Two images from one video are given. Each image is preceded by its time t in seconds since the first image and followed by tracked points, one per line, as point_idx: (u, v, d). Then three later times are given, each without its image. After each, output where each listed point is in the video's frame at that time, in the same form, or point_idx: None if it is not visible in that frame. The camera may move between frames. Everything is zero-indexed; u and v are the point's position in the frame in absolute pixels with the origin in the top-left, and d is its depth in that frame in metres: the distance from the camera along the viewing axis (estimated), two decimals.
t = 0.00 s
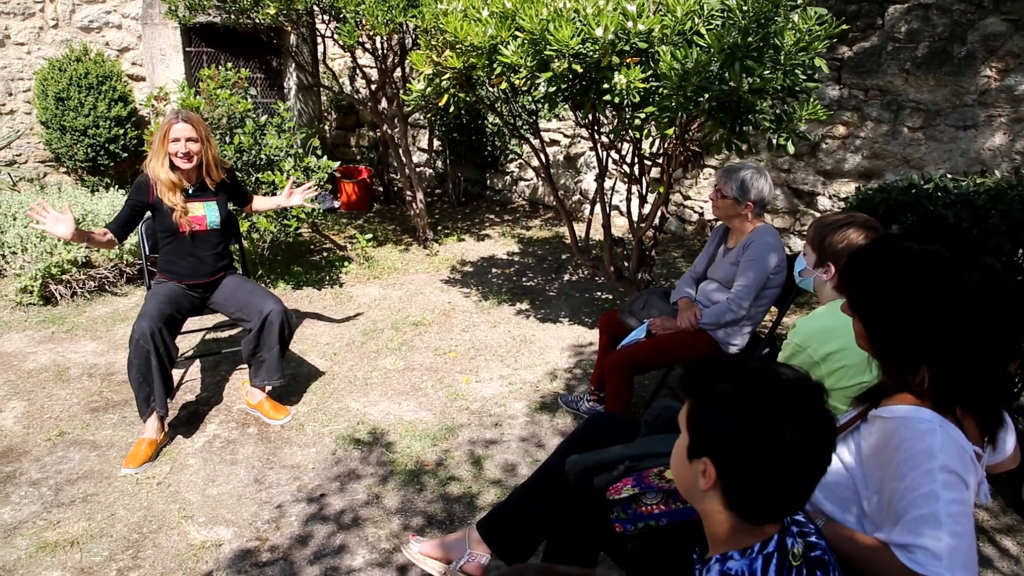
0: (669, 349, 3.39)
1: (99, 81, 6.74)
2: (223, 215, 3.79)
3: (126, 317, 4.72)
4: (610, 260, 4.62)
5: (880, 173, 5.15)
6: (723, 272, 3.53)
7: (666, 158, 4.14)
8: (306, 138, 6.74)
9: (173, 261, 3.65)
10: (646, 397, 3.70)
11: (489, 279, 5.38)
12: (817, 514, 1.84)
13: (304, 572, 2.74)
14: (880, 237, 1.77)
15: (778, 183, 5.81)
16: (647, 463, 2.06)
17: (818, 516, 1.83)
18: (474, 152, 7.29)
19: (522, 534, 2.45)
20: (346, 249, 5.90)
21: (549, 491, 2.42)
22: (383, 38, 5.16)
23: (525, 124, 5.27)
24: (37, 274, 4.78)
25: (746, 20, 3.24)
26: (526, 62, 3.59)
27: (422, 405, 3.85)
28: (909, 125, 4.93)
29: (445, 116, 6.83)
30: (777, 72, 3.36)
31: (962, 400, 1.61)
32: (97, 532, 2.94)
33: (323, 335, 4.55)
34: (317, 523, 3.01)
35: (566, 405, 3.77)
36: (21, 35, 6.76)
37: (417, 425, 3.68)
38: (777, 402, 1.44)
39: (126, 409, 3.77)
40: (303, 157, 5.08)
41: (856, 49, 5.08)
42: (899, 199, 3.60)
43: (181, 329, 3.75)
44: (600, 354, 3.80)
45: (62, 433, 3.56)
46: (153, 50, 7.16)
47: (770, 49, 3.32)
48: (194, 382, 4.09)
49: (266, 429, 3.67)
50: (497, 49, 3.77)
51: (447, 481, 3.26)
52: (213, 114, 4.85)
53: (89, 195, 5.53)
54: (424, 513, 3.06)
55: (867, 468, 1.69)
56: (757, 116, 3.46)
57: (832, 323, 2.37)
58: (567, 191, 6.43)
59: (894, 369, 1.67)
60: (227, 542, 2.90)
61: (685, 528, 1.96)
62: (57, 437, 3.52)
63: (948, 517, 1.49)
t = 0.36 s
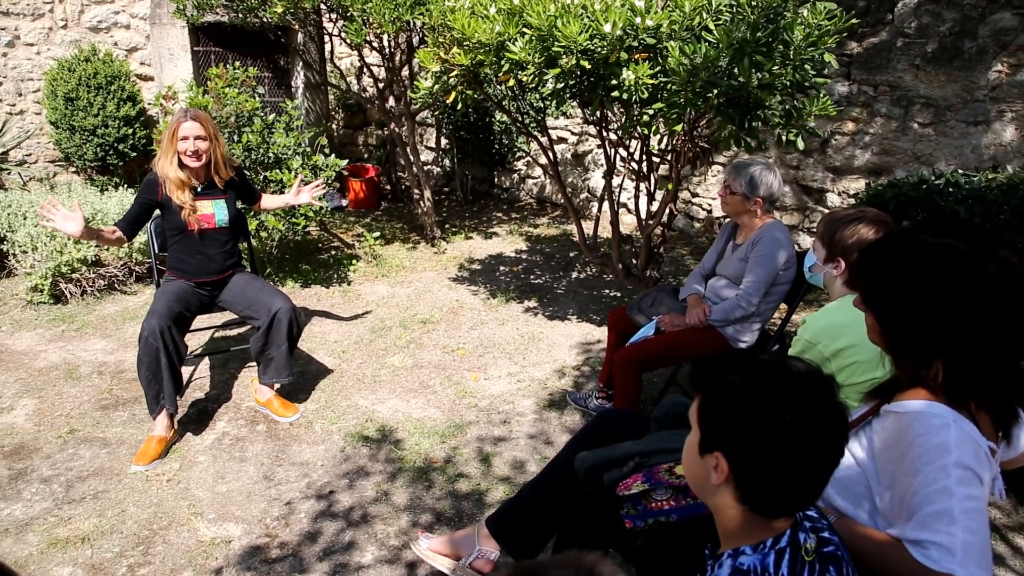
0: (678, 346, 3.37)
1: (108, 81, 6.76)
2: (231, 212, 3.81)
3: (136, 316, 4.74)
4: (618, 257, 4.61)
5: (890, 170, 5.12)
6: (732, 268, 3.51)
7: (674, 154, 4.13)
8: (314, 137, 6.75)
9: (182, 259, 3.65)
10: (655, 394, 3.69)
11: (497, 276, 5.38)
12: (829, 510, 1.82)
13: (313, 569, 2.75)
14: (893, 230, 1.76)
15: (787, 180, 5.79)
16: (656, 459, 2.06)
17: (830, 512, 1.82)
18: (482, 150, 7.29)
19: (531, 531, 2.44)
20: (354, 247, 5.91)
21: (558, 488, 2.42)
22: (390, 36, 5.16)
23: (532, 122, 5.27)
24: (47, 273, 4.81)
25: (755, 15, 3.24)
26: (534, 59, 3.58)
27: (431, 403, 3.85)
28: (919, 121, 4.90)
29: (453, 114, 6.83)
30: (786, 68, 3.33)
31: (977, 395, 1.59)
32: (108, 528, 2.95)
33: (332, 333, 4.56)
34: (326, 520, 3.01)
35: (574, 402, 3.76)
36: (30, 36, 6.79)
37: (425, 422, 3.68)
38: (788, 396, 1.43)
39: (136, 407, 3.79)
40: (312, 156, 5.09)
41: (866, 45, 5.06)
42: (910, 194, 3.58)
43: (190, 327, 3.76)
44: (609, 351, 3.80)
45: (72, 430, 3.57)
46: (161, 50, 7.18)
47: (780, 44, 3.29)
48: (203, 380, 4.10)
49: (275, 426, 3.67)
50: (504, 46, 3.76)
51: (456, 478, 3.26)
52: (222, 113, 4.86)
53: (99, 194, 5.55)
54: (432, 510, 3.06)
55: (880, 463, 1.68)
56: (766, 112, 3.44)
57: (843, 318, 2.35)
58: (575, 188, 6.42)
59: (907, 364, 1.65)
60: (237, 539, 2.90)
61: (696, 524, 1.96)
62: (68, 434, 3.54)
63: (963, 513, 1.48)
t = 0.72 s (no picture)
0: (683, 344, 3.37)
1: (113, 77, 6.77)
2: (237, 209, 3.81)
3: (140, 312, 4.74)
4: (623, 254, 4.59)
5: (896, 167, 5.10)
6: (738, 265, 3.50)
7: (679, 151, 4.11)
8: (318, 134, 6.75)
9: (187, 255, 3.65)
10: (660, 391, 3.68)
11: (501, 273, 5.37)
12: (836, 507, 1.82)
13: (318, 565, 2.75)
14: (902, 226, 1.74)
15: (793, 177, 5.76)
16: (662, 456, 2.02)
17: (837, 508, 1.81)
18: (486, 146, 7.27)
19: (535, 527, 2.43)
20: (359, 243, 5.90)
21: (563, 485, 2.40)
22: (395, 32, 5.15)
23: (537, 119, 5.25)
24: (52, 268, 4.81)
25: (762, 11, 3.24)
26: (540, 55, 3.57)
27: (435, 400, 3.84)
28: (926, 119, 4.87)
29: (457, 110, 6.82)
30: (793, 64, 3.30)
31: (987, 392, 1.58)
32: (113, 523, 2.95)
33: (336, 330, 4.55)
34: (330, 516, 3.01)
35: (579, 400, 3.75)
36: (36, 32, 6.79)
37: (430, 419, 3.68)
38: (794, 392, 1.42)
39: (141, 403, 3.79)
40: (316, 152, 5.08)
41: (872, 42, 5.03)
42: (917, 192, 3.56)
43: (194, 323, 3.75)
44: (613, 348, 3.79)
45: (77, 426, 3.58)
46: (167, 46, 7.23)
47: (787, 41, 3.27)
48: (208, 376, 4.10)
49: (280, 422, 3.67)
50: (510, 42, 3.75)
51: (460, 474, 3.25)
52: (227, 109, 4.88)
53: (103, 190, 5.55)
54: (437, 506, 3.06)
55: (888, 460, 1.66)
56: (772, 109, 3.42)
57: (850, 315, 2.34)
58: (580, 186, 6.40)
59: (916, 360, 1.64)
60: (242, 535, 2.90)
61: (701, 519, 1.96)
62: (73, 430, 3.54)
63: (971, 510, 1.47)
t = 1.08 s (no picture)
0: (688, 341, 3.36)
1: (118, 75, 6.78)
2: (241, 206, 3.80)
3: (145, 309, 4.74)
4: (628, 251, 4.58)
5: (903, 164, 5.07)
6: (744, 262, 3.49)
7: (685, 147, 4.09)
8: (323, 131, 6.74)
9: (192, 251, 3.66)
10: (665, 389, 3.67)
11: (506, 271, 5.36)
12: (845, 503, 1.80)
13: (323, 561, 2.75)
14: (912, 220, 1.73)
15: (798, 174, 5.73)
16: (668, 452, 2.01)
17: (845, 504, 1.80)
18: (491, 144, 7.25)
19: (541, 525, 2.42)
20: (363, 241, 5.90)
21: (569, 482, 2.39)
22: (400, 29, 5.14)
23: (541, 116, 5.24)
24: (57, 265, 4.81)
25: (768, 6, 3.20)
26: (545, 51, 3.55)
27: (440, 397, 3.84)
28: (933, 115, 4.85)
29: (462, 108, 6.81)
30: (799, 60, 3.30)
31: (998, 388, 1.56)
32: (118, 519, 2.95)
33: (341, 327, 4.55)
34: (335, 513, 3.01)
35: (584, 397, 3.74)
36: (41, 30, 6.82)
37: (434, 416, 3.68)
38: (800, 386, 1.41)
39: (146, 399, 3.79)
40: (321, 149, 5.07)
41: (878, 39, 4.99)
42: (924, 188, 3.53)
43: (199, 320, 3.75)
44: (618, 346, 3.78)
45: (82, 422, 3.58)
46: (172, 43, 7.18)
47: (793, 36, 3.25)
48: (212, 373, 4.10)
49: (284, 419, 3.67)
50: (515, 38, 3.74)
51: (465, 472, 3.25)
52: (231, 106, 4.88)
53: (108, 187, 5.55)
54: (442, 503, 3.05)
55: (897, 456, 1.65)
56: (778, 105, 3.37)
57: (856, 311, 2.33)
58: (584, 183, 6.39)
59: (926, 355, 1.63)
60: (247, 531, 2.90)
61: (708, 514, 1.96)
62: (78, 427, 3.54)
63: (983, 507, 1.46)
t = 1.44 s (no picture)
0: (694, 340, 3.35)
1: (125, 71, 6.79)
2: (248, 202, 3.80)
3: (151, 304, 4.75)
4: (633, 250, 4.57)
5: (910, 164, 5.04)
6: (751, 261, 3.48)
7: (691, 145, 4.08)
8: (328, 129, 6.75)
9: (198, 246, 3.66)
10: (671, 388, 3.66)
11: (511, 269, 5.35)
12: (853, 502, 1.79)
13: (327, 558, 2.74)
14: (922, 218, 1.72)
15: (805, 174, 5.71)
16: (675, 451, 2.02)
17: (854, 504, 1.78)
18: (496, 142, 7.24)
19: (546, 522, 2.42)
20: (368, 238, 5.89)
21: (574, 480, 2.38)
22: (407, 26, 5.13)
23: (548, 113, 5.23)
24: (63, 261, 4.81)
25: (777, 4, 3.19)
26: (552, 48, 3.55)
27: (444, 394, 3.83)
28: (940, 115, 4.83)
29: (468, 106, 6.80)
30: (807, 58, 3.28)
31: (1009, 386, 1.54)
32: (123, 514, 2.96)
33: (346, 324, 4.55)
34: (340, 509, 3.00)
35: (589, 395, 3.74)
36: (48, 26, 6.85)
37: (439, 413, 3.67)
38: (804, 383, 1.40)
39: (151, 395, 3.79)
40: (327, 146, 5.08)
41: (886, 38, 4.99)
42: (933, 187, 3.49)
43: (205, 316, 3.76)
44: (623, 344, 3.77)
45: (88, 417, 3.58)
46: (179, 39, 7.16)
47: (801, 34, 3.25)
48: (217, 369, 4.10)
49: (289, 415, 3.67)
50: (522, 35, 3.73)
51: (469, 469, 3.24)
52: (237, 103, 4.86)
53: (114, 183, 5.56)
54: (446, 500, 3.05)
55: (906, 455, 1.64)
56: (786, 104, 3.37)
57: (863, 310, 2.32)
58: (590, 181, 6.38)
59: (936, 354, 1.61)
60: (251, 527, 2.90)
61: (715, 513, 1.95)
62: (83, 421, 3.55)
63: (993, 506, 1.44)
